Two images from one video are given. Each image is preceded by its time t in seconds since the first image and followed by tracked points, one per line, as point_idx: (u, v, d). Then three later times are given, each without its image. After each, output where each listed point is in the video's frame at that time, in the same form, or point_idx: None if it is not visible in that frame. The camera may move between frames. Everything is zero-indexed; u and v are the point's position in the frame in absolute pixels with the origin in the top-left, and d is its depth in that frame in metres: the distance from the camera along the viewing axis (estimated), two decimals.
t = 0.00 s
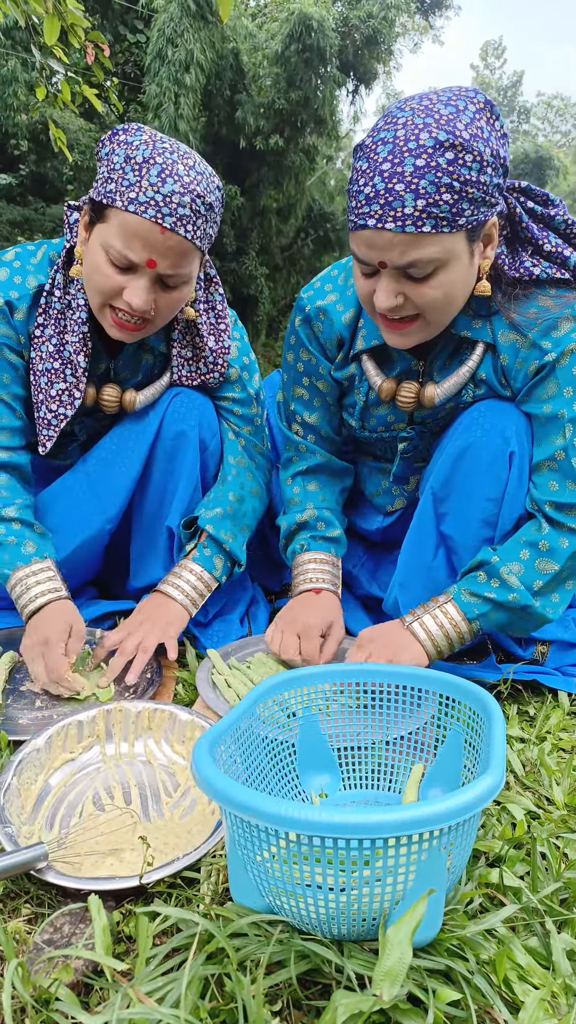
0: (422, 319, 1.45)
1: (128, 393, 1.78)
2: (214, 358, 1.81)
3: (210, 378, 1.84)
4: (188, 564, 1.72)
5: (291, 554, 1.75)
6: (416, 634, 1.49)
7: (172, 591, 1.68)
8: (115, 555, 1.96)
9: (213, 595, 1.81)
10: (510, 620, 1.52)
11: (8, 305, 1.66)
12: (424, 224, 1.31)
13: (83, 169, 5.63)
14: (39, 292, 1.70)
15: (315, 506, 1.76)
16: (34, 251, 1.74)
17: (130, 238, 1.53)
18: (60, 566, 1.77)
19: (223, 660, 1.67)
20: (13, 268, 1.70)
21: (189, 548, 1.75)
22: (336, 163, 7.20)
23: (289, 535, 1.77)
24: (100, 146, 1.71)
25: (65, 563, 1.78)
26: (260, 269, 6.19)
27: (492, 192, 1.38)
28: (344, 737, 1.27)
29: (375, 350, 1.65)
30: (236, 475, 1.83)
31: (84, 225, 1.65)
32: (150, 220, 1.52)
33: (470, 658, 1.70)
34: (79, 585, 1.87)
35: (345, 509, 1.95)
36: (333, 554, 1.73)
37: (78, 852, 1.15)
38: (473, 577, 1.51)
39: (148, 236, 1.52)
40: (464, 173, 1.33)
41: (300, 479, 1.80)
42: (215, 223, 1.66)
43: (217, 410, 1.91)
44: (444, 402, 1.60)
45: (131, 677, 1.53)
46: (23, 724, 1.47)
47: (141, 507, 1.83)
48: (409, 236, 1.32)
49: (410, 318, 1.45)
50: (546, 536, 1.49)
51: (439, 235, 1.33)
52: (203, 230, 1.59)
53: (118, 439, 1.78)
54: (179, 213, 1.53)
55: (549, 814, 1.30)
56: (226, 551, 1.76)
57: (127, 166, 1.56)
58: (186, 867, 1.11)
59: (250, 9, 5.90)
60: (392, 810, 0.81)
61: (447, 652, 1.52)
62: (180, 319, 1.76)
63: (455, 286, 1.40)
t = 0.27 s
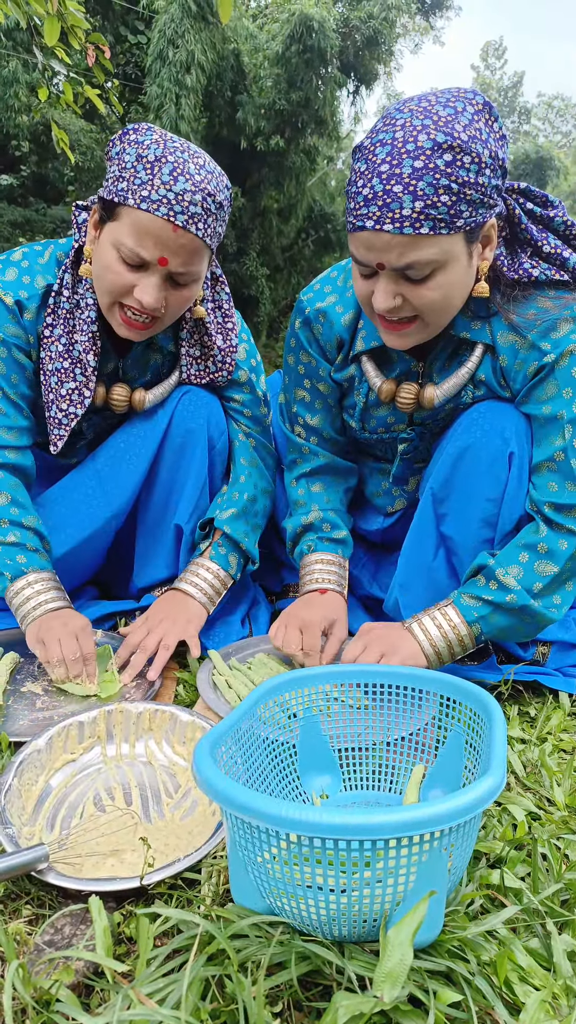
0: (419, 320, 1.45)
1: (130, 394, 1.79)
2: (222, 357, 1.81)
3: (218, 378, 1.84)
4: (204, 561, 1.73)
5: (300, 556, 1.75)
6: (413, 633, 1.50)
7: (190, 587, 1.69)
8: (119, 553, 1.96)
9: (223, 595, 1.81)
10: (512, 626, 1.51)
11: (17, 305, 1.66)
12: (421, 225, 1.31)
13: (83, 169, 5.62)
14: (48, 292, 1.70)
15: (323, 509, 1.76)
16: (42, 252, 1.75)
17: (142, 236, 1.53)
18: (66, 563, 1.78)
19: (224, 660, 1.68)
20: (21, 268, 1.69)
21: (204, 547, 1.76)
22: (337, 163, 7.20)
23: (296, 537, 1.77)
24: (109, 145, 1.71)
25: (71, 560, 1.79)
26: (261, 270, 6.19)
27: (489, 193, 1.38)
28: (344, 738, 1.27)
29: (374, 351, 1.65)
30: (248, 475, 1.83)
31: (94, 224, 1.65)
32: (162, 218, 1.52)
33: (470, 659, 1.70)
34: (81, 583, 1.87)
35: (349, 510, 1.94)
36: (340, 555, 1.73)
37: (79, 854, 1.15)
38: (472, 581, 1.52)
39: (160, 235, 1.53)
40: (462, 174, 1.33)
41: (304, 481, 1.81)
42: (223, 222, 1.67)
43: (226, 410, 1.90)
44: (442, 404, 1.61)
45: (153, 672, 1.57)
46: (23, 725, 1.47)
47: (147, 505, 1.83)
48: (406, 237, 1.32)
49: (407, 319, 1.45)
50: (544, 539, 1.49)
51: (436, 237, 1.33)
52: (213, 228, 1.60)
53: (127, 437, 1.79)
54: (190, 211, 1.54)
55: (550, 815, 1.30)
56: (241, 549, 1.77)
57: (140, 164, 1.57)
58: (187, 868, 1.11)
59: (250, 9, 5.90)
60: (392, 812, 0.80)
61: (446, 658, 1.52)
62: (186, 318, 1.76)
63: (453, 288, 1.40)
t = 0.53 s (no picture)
0: (417, 319, 1.45)
1: (131, 393, 1.78)
2: (227, 354, 1.82)
3: (223, 374, 1.85)
4: (202, 557, 1.72)
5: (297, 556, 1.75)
6: (409, 636, 1.50)
7: (188, 586, 1.69)
8: (120, 552, 1.96)
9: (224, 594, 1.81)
10: (505, 625, 1.52)
11: (26, 297, 1.67)
12: (422, 223, 1.31)
13: (85, 168, 5.62)
14: (55, 288, 1.71)
15: (323, 511, 1.76)
16: (50, 247, 1.75)
17: (152, 228, 1.53)
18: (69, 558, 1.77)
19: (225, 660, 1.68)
20: (30, 262, 1.69)
21: (205, 541, 1.76)
22: (338, 162, 7.19)
23: (296, 537, 1.77)
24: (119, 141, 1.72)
25: (73, 555, 1.79)
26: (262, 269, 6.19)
27: (491, 191, 1.38)
28: (345, 737, 1.27)
29: (375, 350, 1.65)
30: (250, 473, 1.84)
31: (102, 219, 1.66)
32: (173, 209, 1.52)
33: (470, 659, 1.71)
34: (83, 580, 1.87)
35: (350, 510, 1.94)
36: (336, 555, 1.72)
37: (80, 853, 1.15)
38: (468, 581, 1.51)
39: (169, 226, 1.53)
40: (463, 172, 1.33)
41: (304, 480, 1.81)
42: (231, 218, 1.67)
43: (229, 409, 1.90)
44: (442, 404, 1.60)
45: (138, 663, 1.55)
46: (25, 724, 1.47)
47: (150, 502, 1.83)
48: (407, 235, 1.32)
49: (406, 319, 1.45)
50: (540, 537, 1.49)
51: (438, 234, 1.33)
52: (222, 222, 1.60)
53: (130, 433, 1.80)
54: (200, 204, 1.54)
55: (551, 815, 1.30)
56: (240, 545, 1.76)
57: (151, 157, 1.57)
58: (188, 867, 1.11)
59: (252, 9, 5.89)
60: (393, 812, 0.80)
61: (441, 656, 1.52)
62: (192, 315, 1.78)
63: (453, 286, 1.40)
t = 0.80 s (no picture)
0: (418, 319, 1.45)
1: (130, 392, 1.78)
2: (227, 354, 1.82)
3: (222, 372, 1.84)
4: (201, 558, 1.73)
5: (300, 559, 1.75)
6: (399, 636, 1.48)
7: (186, 586, 1.69)
8: (120, 550, 1.96)
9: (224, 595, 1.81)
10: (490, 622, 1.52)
11: (28, 293, 1.67)
12: (426, 220, 1.31)
13: (85, 169, 5.62)
14: (58, 285, 1.71)
15: (323, 514, 1.76)
16: (55, 244, 1.76)
17: (156, 223, 1.54)
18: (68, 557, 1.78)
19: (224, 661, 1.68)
20: (34, 258, 1.70)
21: (203, 546, 1.75)
22: (338, 163, 7.19)
23: (296, 540, 1.77)
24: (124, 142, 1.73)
25: (72, 553, 1.79)
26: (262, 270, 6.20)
27: (494, 192, 1.38)
28: (345, 737, 1.27)
29: (375, 351, 1.65)
30: (247, 472, 1.83)
31: (107, 217, 1.66)
32: (178, 206, 1.53)
33: (468, 659, 1.71)
34: (82, 576, 1.88)
35: (349, 512, 1.94)
36: (340, 561, 1.74)
37: (79, 855, 1.15)
38: (457, 577, 1.50)
39: (174, 222, 1.53)
40: (468, 171, 1.32)
41: (305, 481, 1.80)
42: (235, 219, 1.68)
43: (228, 409, 1.91)
44: (440, 405, 1.61)
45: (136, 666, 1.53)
46: (24, 725, 1.47)
47: (149, 502, 1.83)
48: (411, 232, 1.32)
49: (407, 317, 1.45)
50: (531, 536, 1.49)
51: (441, 232, 1.33)
52: (225, 220, 1.62)
53: (130, 432, 1.79)
54: (205, 200, 1.55)
55: (551, 816, 1.30)
56: (239, 546, 1.76)
57: (156, 156, 1.58)
58: (188, 868, 1.11)
59: (251, 10, 5.89)
60: (393, 813, 0.80)
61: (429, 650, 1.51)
62: (193, 315, 1.79)
63: (455, 285, 1.40)
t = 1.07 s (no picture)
0: (423, 314, 1.45)
1: (129, 389, 1.78)
2: (226, 354, 1.83)
3: (221, 372, 1.85)
4: (192, 559, 1.72)
5: (295, 557, 1.74)
6: (419, 628, 1.49)
7: (176, 587, 1.68)
8: (119, 552, 1.96)
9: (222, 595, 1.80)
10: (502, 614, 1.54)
11: (23, 288, 1.67)
12: (429, 215, 1.32)
13: (84, 170, 5.62)
14: (59, 281, 1.72)
15: (317, 508, 1.76)
16: (58, 244, 1.77)
17: (165, 225, 1.54)
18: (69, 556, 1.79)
19: (224, 661, 1.68)
20: (34, 255, 1.71)
21: (195, 548, 1.75)
22: (338, 164, 7.20)
23: (291, 537, 1.76)
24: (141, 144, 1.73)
25: (71, 554, 1.79)
26: (261, 270, 6.20)
27: (496, 183, 1.38)
28: (345, 738, 1.27)
29: (375, 344, 1.65)
30: (243, 470, 1.83)
31: (116, 216, 1.67)
32: (188, 212, 1.54)
33: (471, 661, 1.72)
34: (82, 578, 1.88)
35: (347, 510, 1.94)
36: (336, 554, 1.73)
37: (79, 854, 1.15)
38: (476, 570, 1.50)
39: (183, 227, 1.54)
40: (469, 164, 1.33)
41: (299, 477, 1.80)
42: (244, 229, 1.70)
43: (226, 409, 1.92)
44: (442, 398, 1.61)
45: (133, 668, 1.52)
46: (23, 725, 1.47)
47: (149, 501, 1.84)
48: (415, 227, 1.33)
49: (412, 312, 1.44)
50: (553, 535, 1.50)
51: (445, 225, 1.33)
52: (233, 231, 1.63)
53: (129, 431, 1.80)
54: (215, 211, 1.56)
55: (550, 816, 1.30)
56: (231, 545, 1.75)
57: (172, 159, 1.59)
58: (187, 869, 1.11)
59: (251, 10, 5.90)
60: (393, 814, 0.80)
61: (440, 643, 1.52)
62: (193, 315, 1.79)
63: (460, 279, 1.41)
